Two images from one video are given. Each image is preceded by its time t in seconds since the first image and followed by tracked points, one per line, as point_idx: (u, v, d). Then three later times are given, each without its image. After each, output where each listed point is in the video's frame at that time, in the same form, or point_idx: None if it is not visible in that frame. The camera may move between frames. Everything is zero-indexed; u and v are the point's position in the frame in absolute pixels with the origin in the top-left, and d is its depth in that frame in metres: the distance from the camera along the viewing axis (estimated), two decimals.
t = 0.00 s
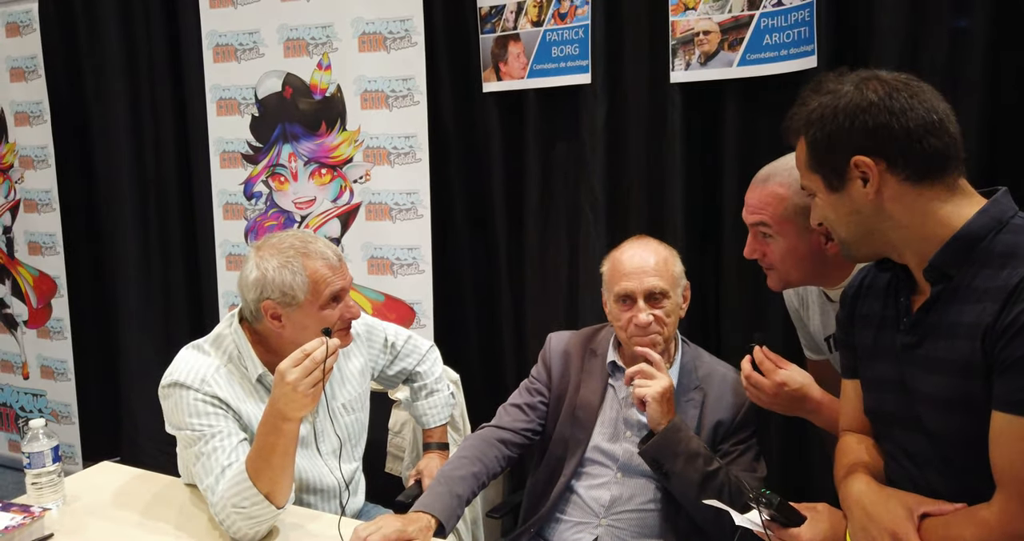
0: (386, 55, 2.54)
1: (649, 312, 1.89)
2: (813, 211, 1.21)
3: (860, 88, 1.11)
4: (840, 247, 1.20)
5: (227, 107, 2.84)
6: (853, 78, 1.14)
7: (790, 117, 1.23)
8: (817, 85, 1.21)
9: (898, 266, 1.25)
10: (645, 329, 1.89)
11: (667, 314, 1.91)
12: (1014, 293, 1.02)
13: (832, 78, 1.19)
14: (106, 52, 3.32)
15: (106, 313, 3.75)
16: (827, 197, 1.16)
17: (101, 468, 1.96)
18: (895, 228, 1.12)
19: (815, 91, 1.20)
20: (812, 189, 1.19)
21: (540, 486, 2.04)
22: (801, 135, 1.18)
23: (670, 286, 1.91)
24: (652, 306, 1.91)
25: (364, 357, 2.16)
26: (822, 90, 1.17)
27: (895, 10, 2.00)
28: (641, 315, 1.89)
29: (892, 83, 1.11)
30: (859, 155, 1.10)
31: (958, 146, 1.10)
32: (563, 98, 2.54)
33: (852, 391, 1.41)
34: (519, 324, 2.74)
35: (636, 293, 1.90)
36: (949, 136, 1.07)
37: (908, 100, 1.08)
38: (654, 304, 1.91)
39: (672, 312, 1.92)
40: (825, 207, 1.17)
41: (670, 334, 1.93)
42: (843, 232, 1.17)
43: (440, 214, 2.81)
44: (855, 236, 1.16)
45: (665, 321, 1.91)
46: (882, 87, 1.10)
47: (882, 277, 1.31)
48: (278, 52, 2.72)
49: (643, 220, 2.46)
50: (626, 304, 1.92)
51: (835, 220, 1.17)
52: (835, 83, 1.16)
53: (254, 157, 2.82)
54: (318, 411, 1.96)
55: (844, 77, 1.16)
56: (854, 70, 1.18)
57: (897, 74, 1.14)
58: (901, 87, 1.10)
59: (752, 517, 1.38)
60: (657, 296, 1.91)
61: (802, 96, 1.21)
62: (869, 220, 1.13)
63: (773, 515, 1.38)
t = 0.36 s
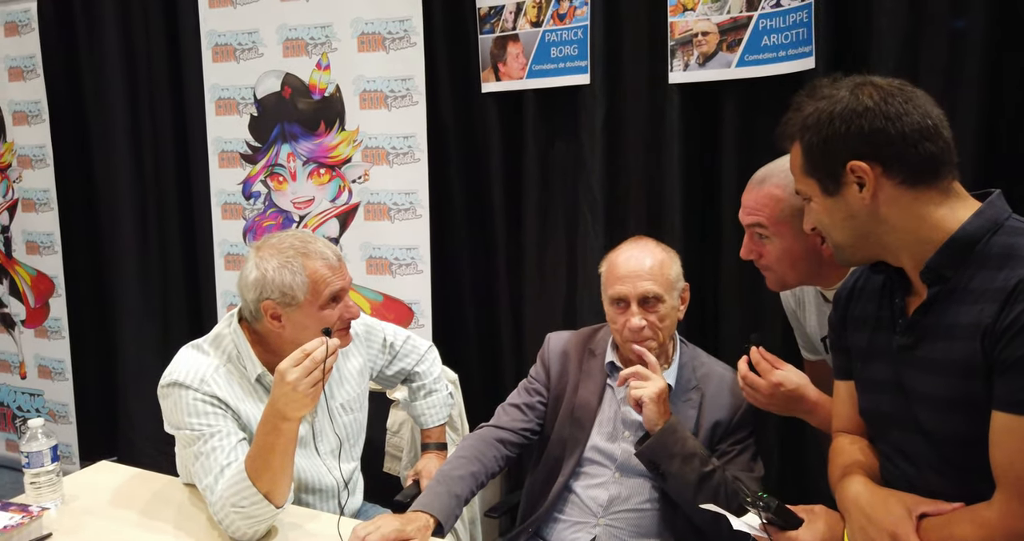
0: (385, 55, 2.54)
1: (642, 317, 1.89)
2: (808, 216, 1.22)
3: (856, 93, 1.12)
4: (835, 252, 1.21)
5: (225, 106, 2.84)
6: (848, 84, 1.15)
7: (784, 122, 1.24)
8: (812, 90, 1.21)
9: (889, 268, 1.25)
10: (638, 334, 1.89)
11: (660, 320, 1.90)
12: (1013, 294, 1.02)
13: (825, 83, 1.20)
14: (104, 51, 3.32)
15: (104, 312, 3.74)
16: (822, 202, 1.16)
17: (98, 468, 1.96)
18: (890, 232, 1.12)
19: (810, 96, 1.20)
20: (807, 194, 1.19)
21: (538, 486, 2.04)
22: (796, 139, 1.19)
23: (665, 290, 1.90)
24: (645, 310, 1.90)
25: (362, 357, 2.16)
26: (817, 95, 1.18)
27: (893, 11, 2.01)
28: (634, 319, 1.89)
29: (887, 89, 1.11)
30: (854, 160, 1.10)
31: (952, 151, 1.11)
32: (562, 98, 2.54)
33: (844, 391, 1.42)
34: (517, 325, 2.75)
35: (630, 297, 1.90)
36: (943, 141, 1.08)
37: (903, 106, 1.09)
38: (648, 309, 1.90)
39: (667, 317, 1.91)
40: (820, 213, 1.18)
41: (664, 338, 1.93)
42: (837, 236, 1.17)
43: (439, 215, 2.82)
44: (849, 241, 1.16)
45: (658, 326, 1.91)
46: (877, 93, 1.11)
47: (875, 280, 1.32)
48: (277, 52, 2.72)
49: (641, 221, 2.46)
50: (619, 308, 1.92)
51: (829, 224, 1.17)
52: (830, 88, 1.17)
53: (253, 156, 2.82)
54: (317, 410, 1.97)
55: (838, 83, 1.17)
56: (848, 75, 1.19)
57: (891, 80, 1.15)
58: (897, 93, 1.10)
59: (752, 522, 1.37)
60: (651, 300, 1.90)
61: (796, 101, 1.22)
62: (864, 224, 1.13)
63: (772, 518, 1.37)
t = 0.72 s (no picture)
0: (336, 54, 2.51)
1: (586, 320, 1.91)
2: (756, 215, 1.24)
3: (812, 97, 1.14)
4: (779, 253, 1.23)
5: (171, 103, 2.77)
6: (805, 88, 1.17)
7: (741, 121, 1.26)
8: (770, 92, 1.24)
9: (831, 271, 1.29)
10: (582, 337, 1.91)
11: (605, 323, 1.92)
12: (942, 300, 1.05)
13: (784, 85, 1.22)
14: (43, 44, 3.21)
15: (40, 314, 3.61)
16: (772, 201, 1.19)
17: (31, 473, 1.89)
18: (833, 236, 1.15)
19: (767, 97, 1.22)
20: (757, 193, 1.21)
21: (488, 487, 2.02)
22: (752, 139, 1.21)
23: (609, 295, 1.92)
24: (590, 314, 1.92)
25: (311, 359, 2.12)
26: (774, 97, 1.20)
27: (836, 23, 2.07)
28: (578, 323, 1.91)
29: (841, 95, 1.14)
30: (806, 163, 1.13)
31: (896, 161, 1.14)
32: (515, 102, 2.55)
33: (785, 391, 1.46)
34: (468, 328, 2.74)
35: (575, 301, 1.92)
36: (890, 150, 1.11)
37: (856, 113, 1.12)
38: (593, 313, 1.92)
39: (613, 322, 1.93)
40: (769, 212, 1.21)
41: (610, 342, 1.95)
42: (783, 237, 1.20)
43: (390, 216, 2.80)
44: (794, 242, 1.19)
45: (604, 330, 1.93)
46: (832, 98, 1.13)
47: (817, 282, 1.36)
48: (225, 49, 2.67)
49: (592, 224, 2.48)
50: (565, 310, 1.94)
51: (777, 224, 1.20)
52: (788, 90, 1.19)
53: (199, 154, 2.76)
54: (264, 414, 1.93)
55: (795, 87, 1.19)
56: (805, 80, 1.21)
57: (844, 87, 1.18)
58: (850, 100, 1.13)
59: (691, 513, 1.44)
60: (596, 305, 1.91)
61: (754, 101, 1.24)
62: (810, 226, 1.16)
63: (711, 512, 1.43)
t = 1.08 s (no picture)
0: (293, 49, 2.48)
1: (545, 322, 1.92)
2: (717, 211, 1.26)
3: (777, 98, 1.16)
4: (736, 250, 1.26)
5: (121, 96, 2.70)
6: (770, 88, 1.19)
7: (706, 116, 1.27)
8: (735, 90, 1.25)
9: (787, 271, 1.32)
10: (540, 338, 1.92)
11: (564, 325, 1.93)
12: (891, 302, 1.08)
13: (750, 84, 1.24)
14: None
15: None
16: (733, 198, 1.21)
17: None
18: (790, 235, 1.18)
19: (733, 95, 1.24)
20: (718, 190, 1.23)
21: (446, 487, 2.02)
22: (716, 136, 1.22)
23: (568, 297, 1.92)
24: (548, 315, 1.93)
25: (266, 359, 2.09)
26: (741, 95, 1.21)
27: (789, 29, 2.12)
28: (537, 325, 1.92)
29: (805, 98, 1.16)
30: (768, 162, 1.15)
31: (854, 164, 1.17)
32: (474, 101, 2.55)
33: (741, 386, 1.48)
34: (427, 328, 2.73)
35: (533, 303, 1.92)
36: (849, 155, 1.14)
37: (819, 115, 1.14)
38: (552, 314, 1.92)
39: (571, 322, 1.94)
40: (729, 209, 1.23)
41: (568, 343, 1.96)
42: (742, 235, 1.22)
43: (348, 215, 2.77)
44: (751, 240, 1.21)
45: (562, 331, 1.93)
46: (796, 100, 1.16)
47: (773, 281, 1.38)
48: (178, 42, 2.61)
49: (550, 224, 2.50)
50: (524, 311, 1.94)
51: (735, 221, 1.22)
52: (754, 89, 1.21)
53: (150, 150, 2.69)
54: (217, 414, 1.89)
55: (760, 87, 1.21)
56: (770, 80, 1.23)
57: (806, 90, 1.20)
58: (813, 103, 1.16)
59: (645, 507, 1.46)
60: (555, 307, 1.92)
61: (720, 97, 1.25)
62: (769, 225, 1.19)
63: (665, 506, 1.44)
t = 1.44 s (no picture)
0: (274, 45, 2.46)
1: (528, 321, 1.92)
2: (698, 211, 1.27)
3: (758, 99, 1.17)
4: (715, 250, 1.26)
5: (97, 91, 2.66)
6: (751, 89, 1.20)
7: (687, 116, 1.28)
8: (717, 90, 1.26)
9: (767, 271, 1.33)
10: (523, 338, 1.92)
11: (546, 324, 1.93)
12: (869, 301, 1.09)
13: (731, 84, 1.25)
14: None
15: None
16: (713, 198, 1.21)
17: None
18: (771, 234, 1.19)
19: (715, 95, 1.25)
20: (699, 189, 1.24)
21: (428, 487, 2.00)
22: (697, 135, 1.23)
23: (551, 296, 1.92)
24: (531, 315, 1.92)
25: (245, 357, 2.06)
26: (722, 95, 1.22)
27: (770, 31, 2.13)
28: (520, 324, 1.92)
29: (786, 99, 1.17)
30: (750, 162, 1.16)
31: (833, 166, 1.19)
32: (457, 99, 2.54)
33: (722, 385, 1.49)
34: (409, 326, 2.72)
35: (515, 302, 1.92)
36: (828, 156, 1.15)
37: (799, 117, 1.15)
38: (534, 314, 1.92)
39: (554, 322, 1.94)
40: (710, 209, 1.23)
41: (551, 342, 1.96)
42: (722, 234, 1.23)
43: (329, 213, 2.75)
44: (732, 239, 1.22)
45: (544, 331, 1.93)
46: (778, 101, 1.17)
47: (754, 282, 1.39)
48: (156, 36, 2.57)
49: (533, 223, 2.50)
50: (507, 310, 1.94)
51: (716, 220, 1.22)
52: (735, 90, 1.21)
53: (127, 145, 2.65)
54: (196, 412, 1.87)
55: (741, 87, 1.22)
56: (751, 81, 1.24)
57: (786, 91, 1.21)
58: (794, 104, 1.17)
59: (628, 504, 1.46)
60: (537, 306, 1.92)
61: (702, 98, 1.26)
62: (750, 224, 1.19)
63: (647, 504, 1.43)
